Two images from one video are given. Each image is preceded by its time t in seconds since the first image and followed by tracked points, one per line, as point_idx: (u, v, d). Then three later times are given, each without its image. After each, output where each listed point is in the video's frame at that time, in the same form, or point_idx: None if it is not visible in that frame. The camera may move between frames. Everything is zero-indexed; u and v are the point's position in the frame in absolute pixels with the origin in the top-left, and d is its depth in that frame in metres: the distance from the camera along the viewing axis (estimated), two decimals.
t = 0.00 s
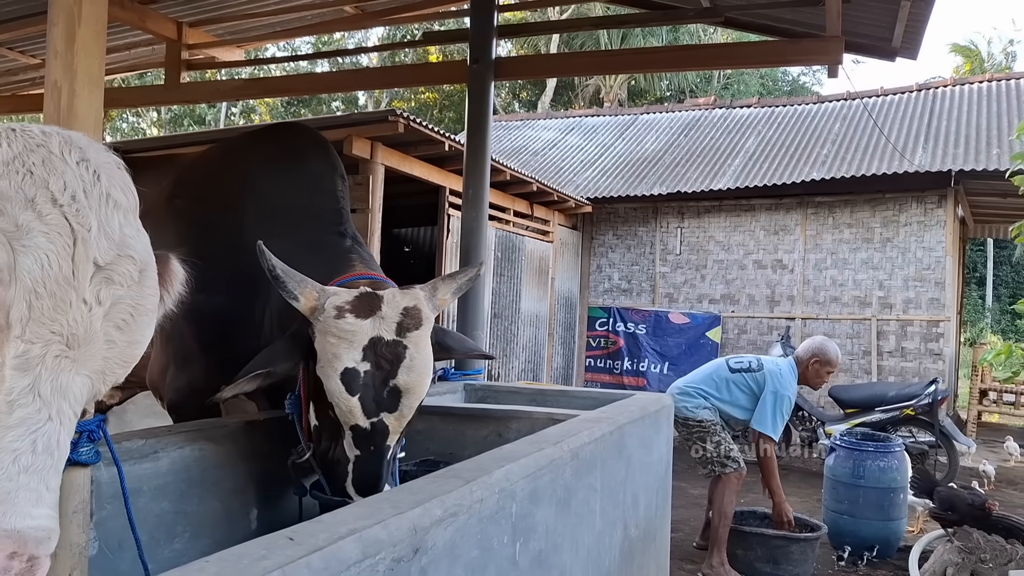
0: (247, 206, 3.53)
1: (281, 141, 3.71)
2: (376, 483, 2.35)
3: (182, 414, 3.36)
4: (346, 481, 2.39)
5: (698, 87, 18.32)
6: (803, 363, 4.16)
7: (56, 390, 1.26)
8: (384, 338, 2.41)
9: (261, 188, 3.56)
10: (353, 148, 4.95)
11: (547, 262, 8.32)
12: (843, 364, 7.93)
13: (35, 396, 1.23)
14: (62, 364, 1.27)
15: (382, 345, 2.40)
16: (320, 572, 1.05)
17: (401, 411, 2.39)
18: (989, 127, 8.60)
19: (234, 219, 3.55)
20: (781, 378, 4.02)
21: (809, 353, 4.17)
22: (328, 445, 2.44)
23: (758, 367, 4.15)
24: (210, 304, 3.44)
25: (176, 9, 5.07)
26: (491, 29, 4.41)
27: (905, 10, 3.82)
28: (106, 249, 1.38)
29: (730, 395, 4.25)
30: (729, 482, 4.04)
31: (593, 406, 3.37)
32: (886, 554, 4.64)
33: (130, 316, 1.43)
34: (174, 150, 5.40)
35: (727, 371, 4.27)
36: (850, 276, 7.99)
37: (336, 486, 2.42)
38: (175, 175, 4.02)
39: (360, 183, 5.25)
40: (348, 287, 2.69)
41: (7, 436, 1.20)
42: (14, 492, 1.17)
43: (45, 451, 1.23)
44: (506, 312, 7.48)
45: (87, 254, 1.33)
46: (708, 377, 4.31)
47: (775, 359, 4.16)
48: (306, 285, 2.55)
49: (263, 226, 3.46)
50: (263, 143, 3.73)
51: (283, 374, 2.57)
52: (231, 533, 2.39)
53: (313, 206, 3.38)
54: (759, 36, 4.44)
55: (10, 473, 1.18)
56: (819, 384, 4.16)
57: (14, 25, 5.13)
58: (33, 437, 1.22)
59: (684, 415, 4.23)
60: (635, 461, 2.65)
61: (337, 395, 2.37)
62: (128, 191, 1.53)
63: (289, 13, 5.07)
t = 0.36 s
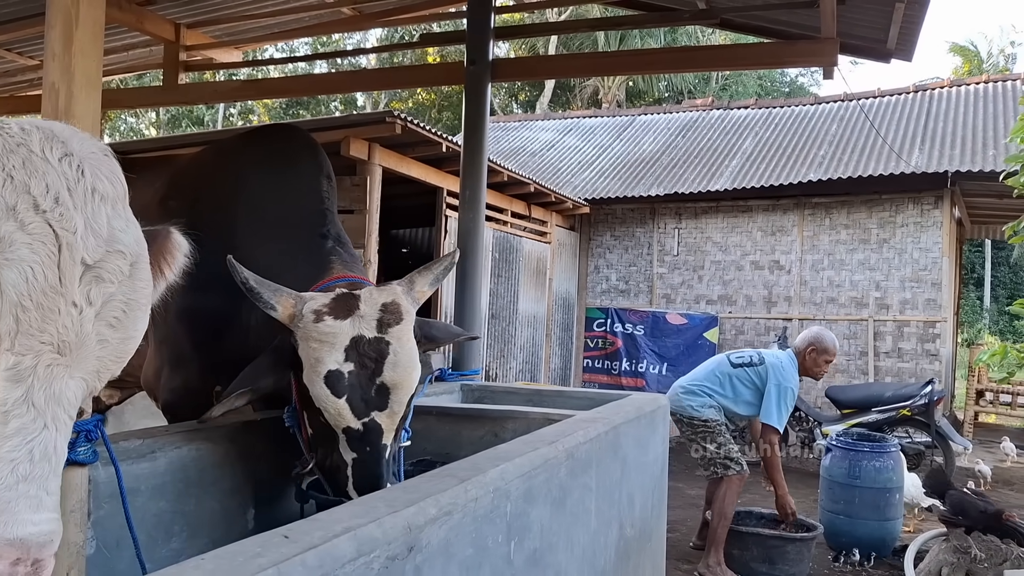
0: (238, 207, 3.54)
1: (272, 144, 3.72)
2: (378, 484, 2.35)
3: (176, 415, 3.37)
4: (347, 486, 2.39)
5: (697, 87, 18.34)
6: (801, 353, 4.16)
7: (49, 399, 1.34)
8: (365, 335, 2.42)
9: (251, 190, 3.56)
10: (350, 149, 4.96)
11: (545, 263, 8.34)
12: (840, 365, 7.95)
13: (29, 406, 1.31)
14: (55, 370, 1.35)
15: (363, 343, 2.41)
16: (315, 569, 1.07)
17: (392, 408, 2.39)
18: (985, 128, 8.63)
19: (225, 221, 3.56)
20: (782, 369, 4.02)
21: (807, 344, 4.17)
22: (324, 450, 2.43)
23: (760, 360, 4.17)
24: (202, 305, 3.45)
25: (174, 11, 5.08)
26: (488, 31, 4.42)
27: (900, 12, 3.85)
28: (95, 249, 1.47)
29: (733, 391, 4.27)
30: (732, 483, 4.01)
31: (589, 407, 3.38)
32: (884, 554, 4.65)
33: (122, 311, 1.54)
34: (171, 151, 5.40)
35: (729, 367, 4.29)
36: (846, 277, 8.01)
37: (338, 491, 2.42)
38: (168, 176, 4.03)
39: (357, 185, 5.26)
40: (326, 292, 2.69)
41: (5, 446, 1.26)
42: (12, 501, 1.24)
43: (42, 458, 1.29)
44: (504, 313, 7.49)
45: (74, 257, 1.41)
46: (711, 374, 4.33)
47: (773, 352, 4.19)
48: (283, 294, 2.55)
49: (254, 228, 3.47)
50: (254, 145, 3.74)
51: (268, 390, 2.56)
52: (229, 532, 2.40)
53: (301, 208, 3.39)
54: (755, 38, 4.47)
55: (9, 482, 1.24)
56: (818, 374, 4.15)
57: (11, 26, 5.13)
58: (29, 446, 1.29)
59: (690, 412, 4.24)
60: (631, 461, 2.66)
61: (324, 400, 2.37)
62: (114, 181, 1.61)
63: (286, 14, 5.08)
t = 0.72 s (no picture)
0: (236, 213, 3.55)
1: (271, 150, 3.72)
2: (348, 486, 2.35)
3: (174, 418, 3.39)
4: (316, 481, 2.38)
5: (695, 89, 18.39)
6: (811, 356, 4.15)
7: (46, 330, 1.19)
8: (376, 338, 2.43)
9: (249, 195, 3.57)
10: (349, 152, 4.97)
11: (543, 265, 8.35)
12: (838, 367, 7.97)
13: (23, 336, 1.17)
14: (49, 304, 1.20)
15: (373, 345, 2.41)
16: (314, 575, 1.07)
17: (385, 414, 2.39)
18: (982, 130, 8.65)
19: (222, 225, 3.56)
20: (795, 375, 3.98)
21: (816, 345, 4.16)
22: (303, 439, 2.42)
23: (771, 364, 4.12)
24: (200, 308, 3.45)
25: (173, 14, 5.08)
26: (486, 35, 4.44)
27: (895, 17, 3.86)
28: (86, 189, 1.30)
29: (745, 395, 4.19)
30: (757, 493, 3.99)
31: (587, 410, 3.40)
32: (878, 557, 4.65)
33: (121, 254, 1.36)
34: (170, 153, 5.41)
35: (740, 372, 4.22)
36: (844, 279, 8.02)
37: (304, 484, 2.41)
38: (166, 178, 4.03)
39: (355, 187, 5.27)
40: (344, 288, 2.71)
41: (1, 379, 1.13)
42: (17, 433, 1.11)
43: (43, 390, 1.16)
44: (502, 315, 7.51)
45: (63, 192, 1.24)
46: (723, 380, 4.24)
47: (784, 355, 4.15)
48: (305, 279, 2.58)
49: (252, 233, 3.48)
50: (253, 151, 3.74)
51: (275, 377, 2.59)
52: (228, 535, 2.41)
53: (300, 214, 3.41)
54: (752, 42, 4.48)
55: (9, 414, 1.11)
56: (829, 377, 4.15)
57: (10, 29, 5.14)
58: (27, 377, 1.15)
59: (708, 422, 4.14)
60: (628, 465, 2.67)
61: (324, 390, 2.37)
62: (107, 129, 1.43)
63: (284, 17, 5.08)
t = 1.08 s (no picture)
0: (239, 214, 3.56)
1: (273, 151, 3.73)
2: (308, 475, 2.38)
3: (175, 418, 3.39)
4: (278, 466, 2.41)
5: (693, 90, 18.41)
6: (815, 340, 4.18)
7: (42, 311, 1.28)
8: (349, 340, 2.41)
9: (253, 195, 3.58)
10: (348, 154, 4.98)
11: (541, 266, 8.35)
12: (836, 368, 7.98)
13: (21, 319, 1.25)
14: (44, 285, 1.30)
15: (344, 347, 2.39)
16: (318, 575, 1.08)
17: (349, 414, 2.39)
18: (980, 132, 8.67)
19: (224, 226, 3.57)
20: (804, 360, 4.04)
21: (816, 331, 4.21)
22: (274, 421, 2.47)
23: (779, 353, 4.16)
24: (202, 309, 3.46)
25: (173, 16, 5.09)
26: (485, 37, 4.44)
27: (893, 19, 3.87)
28: (70, 174, 1.41)
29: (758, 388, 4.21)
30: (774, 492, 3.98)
31: (586, 411, 3.40)
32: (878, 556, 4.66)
33: (111, 238, 1.48)
34: (170, 155, 5.42)
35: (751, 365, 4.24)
36: (842, 280, 8.03)
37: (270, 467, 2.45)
38: (169, 179, 4.05)
39: (355, 188, 5.27)
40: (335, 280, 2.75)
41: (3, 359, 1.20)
42: (23, 413, 1.17)
43: (45, 368, 1.23)
44: (501, 317, 7.51)
45: (47, 176, 1.35)
46: (735, 376, 4.25)
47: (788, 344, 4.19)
48: (292, 269, 2.59)
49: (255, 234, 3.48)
50: (256, 152, 3.75)
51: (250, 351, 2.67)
52: (229, 536, 2.42)
53: (304, 213, 3.42)
54: (750, 44, 4.51)
55: (13, 395, 1.17)
56: (833, 360, 4.18)
57: (10, 31, 5.15)
58: (28, 355, 1.22)
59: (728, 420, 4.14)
60: (627, 465, 2.68)
61: (291, 382, 2.39)
62: (85, 117, 1.53)
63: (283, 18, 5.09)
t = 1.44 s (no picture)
0: (242, 214, 3.56)
1: (277, 151, 3.73)
2: (371, 468, 2.37)
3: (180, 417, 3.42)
4: (339, 470, 2.40)
5: (691, 91, 18.44)
6: (852, 347, 4.10)
7: (34, 339, 1.34)
8: (378, 329, 2.46)
9: (256, 195, 3.59)
10: (350, 154, 5.00)
11: (542, 266, 8.37)
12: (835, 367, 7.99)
13: (12, 344, 1.31)
14: (37, 312, 1.35)
15: (376, 336, 2.44)
16: (333, 567, 1.10)
17: (393, 399, 2.43)
18: (978, 132, 8.70)
19: (227, 227, 3.58)
20: (842, 371, 3.97)
21: (852, 338, 4.13)
22: (322, 429, 2.46)
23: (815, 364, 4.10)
24: (207, 310, 3.47)
25: (175, 16, 5.10)
26: (487, 38, 4.46)
27: (893, 20, 3.90)
28: (75, 204, 1.48)
29: (793, 397, 4.19)
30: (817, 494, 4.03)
31: (589, 409, 3.42)
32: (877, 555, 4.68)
33: (110, 265, 1.53)
34: (172, 155, 5.44)
35: (786, 376, 4.21)
36: (841, 280, 8.06)
37: (328, 472, 2.42)
38: (173, 181, 4.06)
39: (357, 189, 5.28)
40: (338, 276, 2.77)
41: None
42: (7, 439, 1.23)
43: (30, 397, 1.28)
44: (501, 316, 7.53)
45: (50, 205, 1.42)
46: (770, 386, 4.25)
47: (823, 352, 4.14)
48: (301, 278, 2.58)
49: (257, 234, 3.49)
50: (260, 153, 3.76)
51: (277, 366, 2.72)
52: (236, 534, 2.43)
53: (306, 212, 3.43)
54: (750, 45, 4.53)
55: None
56: (869, 365, 4.10)
57: (12, 31, 5.16)
58: (17, 384, 1.28)
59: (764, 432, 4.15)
60: (631, 463, 2.70)
61: (336, 382, 2.41)
62: (98, 142, 1.60)
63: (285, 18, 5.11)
